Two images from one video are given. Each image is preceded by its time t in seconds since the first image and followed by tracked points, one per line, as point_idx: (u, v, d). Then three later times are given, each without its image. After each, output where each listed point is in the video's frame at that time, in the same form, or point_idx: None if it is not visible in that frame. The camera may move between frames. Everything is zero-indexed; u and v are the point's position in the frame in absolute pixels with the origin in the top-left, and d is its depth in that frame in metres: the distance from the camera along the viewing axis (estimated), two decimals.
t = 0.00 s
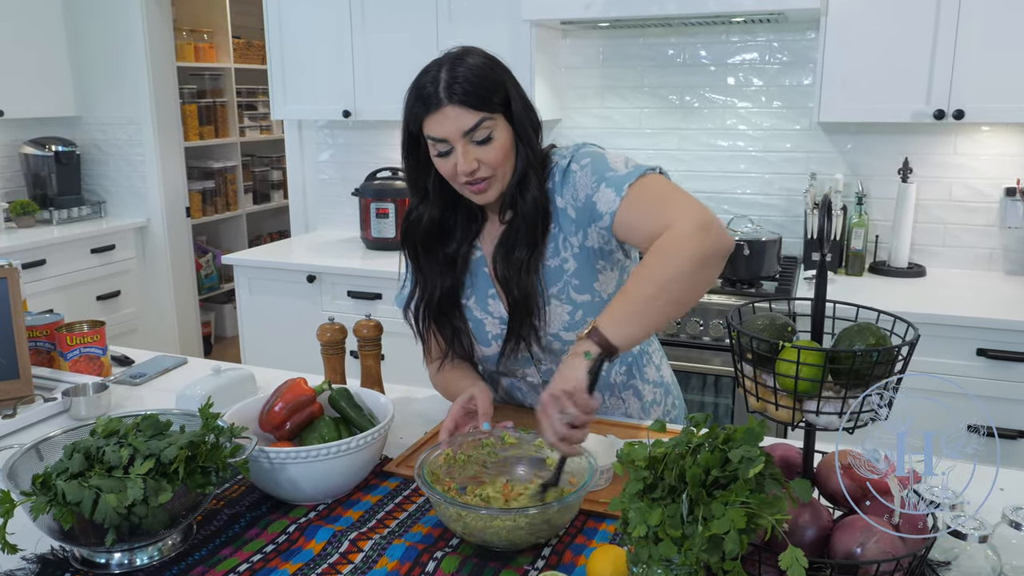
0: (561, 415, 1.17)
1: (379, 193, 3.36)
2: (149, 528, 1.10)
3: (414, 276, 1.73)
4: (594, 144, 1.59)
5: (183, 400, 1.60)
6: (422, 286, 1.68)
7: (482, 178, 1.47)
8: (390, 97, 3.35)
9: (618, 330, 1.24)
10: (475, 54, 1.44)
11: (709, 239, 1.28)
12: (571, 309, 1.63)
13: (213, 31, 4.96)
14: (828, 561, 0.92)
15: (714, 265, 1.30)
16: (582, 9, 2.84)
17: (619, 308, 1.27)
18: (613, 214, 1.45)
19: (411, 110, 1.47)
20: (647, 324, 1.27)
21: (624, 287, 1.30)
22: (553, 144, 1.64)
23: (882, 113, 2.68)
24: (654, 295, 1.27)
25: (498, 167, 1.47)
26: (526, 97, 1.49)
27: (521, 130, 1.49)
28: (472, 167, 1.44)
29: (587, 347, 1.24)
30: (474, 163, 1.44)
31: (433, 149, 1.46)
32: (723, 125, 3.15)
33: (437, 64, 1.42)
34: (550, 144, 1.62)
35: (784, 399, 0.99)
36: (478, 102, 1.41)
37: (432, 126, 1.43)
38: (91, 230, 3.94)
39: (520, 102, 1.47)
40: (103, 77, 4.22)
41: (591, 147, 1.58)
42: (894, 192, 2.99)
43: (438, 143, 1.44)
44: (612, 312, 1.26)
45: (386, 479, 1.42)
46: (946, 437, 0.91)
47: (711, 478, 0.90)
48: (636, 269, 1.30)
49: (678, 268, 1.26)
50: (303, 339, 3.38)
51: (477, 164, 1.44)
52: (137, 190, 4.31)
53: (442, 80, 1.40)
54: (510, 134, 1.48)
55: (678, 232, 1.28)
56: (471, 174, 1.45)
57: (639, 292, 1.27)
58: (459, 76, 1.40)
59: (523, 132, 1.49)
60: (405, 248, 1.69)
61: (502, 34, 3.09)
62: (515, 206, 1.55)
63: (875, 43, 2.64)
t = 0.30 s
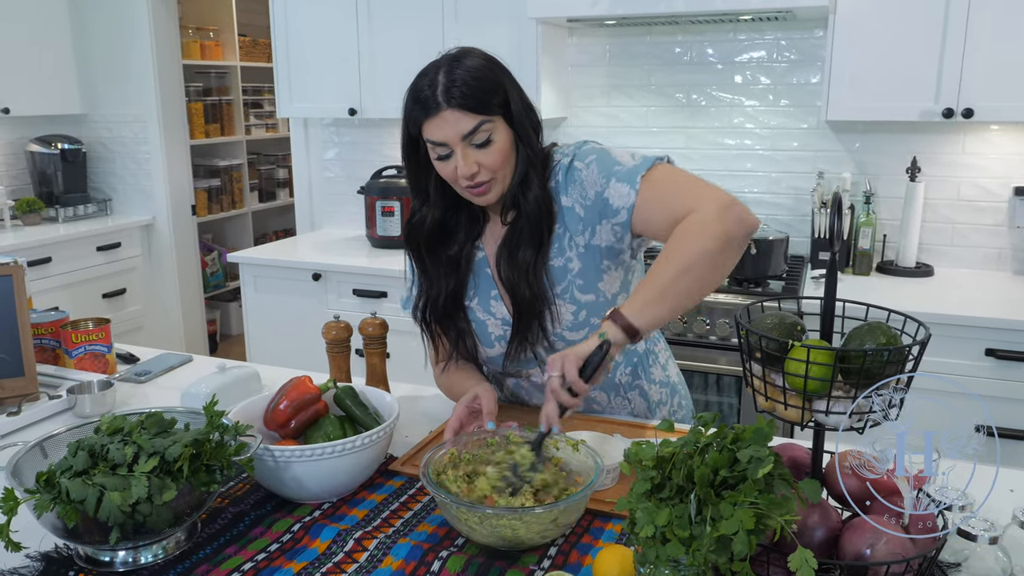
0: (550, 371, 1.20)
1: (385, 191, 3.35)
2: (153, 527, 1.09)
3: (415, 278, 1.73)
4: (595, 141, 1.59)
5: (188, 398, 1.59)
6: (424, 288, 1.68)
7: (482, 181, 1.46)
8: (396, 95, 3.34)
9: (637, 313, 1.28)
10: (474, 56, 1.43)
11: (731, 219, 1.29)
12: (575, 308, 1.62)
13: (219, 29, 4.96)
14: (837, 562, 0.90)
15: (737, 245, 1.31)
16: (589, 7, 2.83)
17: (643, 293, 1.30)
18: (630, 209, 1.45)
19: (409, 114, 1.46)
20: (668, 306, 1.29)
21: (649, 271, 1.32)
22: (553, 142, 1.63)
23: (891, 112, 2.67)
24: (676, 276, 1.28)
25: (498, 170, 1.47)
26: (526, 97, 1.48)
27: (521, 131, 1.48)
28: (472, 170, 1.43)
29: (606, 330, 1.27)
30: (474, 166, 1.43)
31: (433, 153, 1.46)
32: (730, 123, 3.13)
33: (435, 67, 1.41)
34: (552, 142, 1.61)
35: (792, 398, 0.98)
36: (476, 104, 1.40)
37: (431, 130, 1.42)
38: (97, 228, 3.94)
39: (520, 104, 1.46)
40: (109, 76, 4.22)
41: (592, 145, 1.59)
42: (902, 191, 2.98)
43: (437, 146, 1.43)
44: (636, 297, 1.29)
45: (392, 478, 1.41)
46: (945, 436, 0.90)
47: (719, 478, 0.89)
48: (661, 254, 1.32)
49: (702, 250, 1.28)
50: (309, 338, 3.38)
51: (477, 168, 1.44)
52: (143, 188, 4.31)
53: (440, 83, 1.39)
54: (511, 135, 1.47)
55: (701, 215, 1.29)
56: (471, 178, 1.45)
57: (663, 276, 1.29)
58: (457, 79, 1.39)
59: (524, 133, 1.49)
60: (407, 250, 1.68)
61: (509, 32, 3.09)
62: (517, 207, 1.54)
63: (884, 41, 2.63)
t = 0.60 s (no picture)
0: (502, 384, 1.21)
1: (387, 188, 3.35)
2: (153, 523, 1.09)
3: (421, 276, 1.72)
4: (608, 146, 1.57)
5: (188, 394, 1.59)
6: (430, 287, 1.67)
7: (491, 182, 1.46)
8: (398, 92, 3.34)
9: (605, 337, 1.27)
10: (483, 54, 1.42)
11: (719, 263, 1.28)
12: (582, 312, 1.63)
13: (222, 25, 4.95)
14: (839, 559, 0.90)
15: (719, 290, 1.30)
16: (592, 4, 2.82)
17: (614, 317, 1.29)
18: (628, 227, 1.42)
19: (418, 112, 1.46)
20: (640, 336, 1.28)
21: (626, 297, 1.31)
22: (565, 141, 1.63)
23: (894, 110, 2.66)
24: (652, 307, 1.27)
25: (507, 171, 1.46)
26: (535, 96, 1.48)
27: (530, 130, 1.47)
28: (481, 171, 1.42)
29: (572, 350, 1.27)
30: (483, 167, 1.43)
31: (441, 152, 1.45)
32: (734, 121, 3.12)
33: (444, 64, 1.41)
34: (562, 143, 1.60)
35: (795, 395, 0.97)
36: (486, 104, 1.39)
37: (440, 129, 1.41)
38: (98, 224, 3.94)
39: (529, 102, 1.46)
40: (111, 72, 4.22)
41: (604, 149, 1.57)
42: (905, 189, 2.97)
43: (446, 147, 1.43)
44: (606, 321, 1.29)
45: (393, 475, 1.41)
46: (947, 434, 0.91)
47: (721, 475, 0.88)
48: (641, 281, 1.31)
49: (685, 284, 1.26)
50: (310, 334, 3.37)
51: (486, 168, 1.43)
52: (144, 184, 4.31)
53: (449, 82, 1.38)
54: (519, 135, 1.46)
55: (690, 250, 1.28)
56: (480, 178, 1.44)
57: (638, 303, 1.28)
58: (466, 78, 1.38)
59: (532, 133, 1.48)
60: (413, 248, 1.68)
61: (511, 29, 3.08)
62: (525, 207, 1.54)
63: (887, 39, 2.62)
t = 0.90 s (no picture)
0: (556, 355, 1.17)
1: (385, 179, 3.34)
2: (154, 504, 1.09)
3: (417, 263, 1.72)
4: (593, 122, 1.58)
5: (188, 379, 1.59)
6: (426, 274, 1.67)
7: (484, 166, 1.45)
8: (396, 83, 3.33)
9: (629, 281, 1.25)
10: (472, 39, 1.42)
11: (727, 195, 1.30)
12: (578, 290, 1.61)
13: (219, 18, 4.93)
14: (840, 536, 0.90)
15: (731, 223, 1.31)
16: None
17: (634, 262, 1.27)
18: (622, 186, 1.45)
19: (409, 99, 1.46)
20: (661, 277, 1.27)
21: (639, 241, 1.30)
22: (552, 124, 1.62)
23: (893, 100, 2.66)
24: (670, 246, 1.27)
25: (500, 154, 1.46)
26: (525, 79, 1.47)
27: (521, 113, 1.46)
28: (474, 155, 1.42)
29: (598, 297, 1.22)
30: (476, 151, 1.42)
31: (434, 138, 1.45)
32: (732, 111, 3.12)
33: (433, 51, 1.40)
34: (552, 125, 1.60)
35: (797, 373, 0.97)
36: (476, 88, 1.39)
37: (431, 115, 1.41)
38: (95, 217, 3.93)
39: (519, 85, 1.45)
40: (108, 64, 4.21)
41: (591, 125, 1.58)
42: (903, 179, 2.97)
43: (438, 132, 1.43)
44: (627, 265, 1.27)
45: (394, 459, 1.41)
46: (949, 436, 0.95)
47: (723, 451, 0.88)
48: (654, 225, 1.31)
49: (697, 221, 1.27)
50: (309, 326, 3.37)
51: (479, 152, 1.43)
52: (142, 177, 4.30)
53: (439, 68, 1.38)
54: (511, 118, 1.46)
55: (696, 189, 1.30)
56: (473, 162, 1.44)
57: (654, 246, 1.28)
58: (455, 63, 1.38)
59: (524, 116, 1.48)
60: (408, 238, 1.67)
61: (510, 19, 3.07)
62: (518, 189, 1.53)
63: (886, 28, 2.62)
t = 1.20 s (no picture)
0: (570, 307, 1.19)
1: (387, 172, 3.33)
2: (150, 495, 1.08)
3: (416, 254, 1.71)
4: (603, 114, 1.58)
5: (188, 370, 1.57)
6: (426, 267, 1.66)
7: (486, 158, 1.44)
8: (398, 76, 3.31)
9: (653, 248, 1.25)
10: (473, 29, 1.40)
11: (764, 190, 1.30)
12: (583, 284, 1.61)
13: (220, 10, 4.89)
14: (845, 531, 0.88)
15: (760, 220, 1.31)
16: None
17: (660, 227, 1.27)
18: (650, 179, 1.43)
19: (409, 91, 1.44)
20: (683, 251, 1.27)
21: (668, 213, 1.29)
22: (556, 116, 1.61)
23: (898, 93, 2.64)
24: (697, 222, 1.26)
25: (502, 146, 1.44)
26: (527, 69, 1.45)
27: (523, 103, 1.45)
28: (476, 147, 1.41)
29: (617, 255, 1.25)
30: (477, 143, 1.41)
31: (435, 130, 1.43)
32: (736, 104, 3.10)
33: (433, 41, 1.38)
34: (556, 117, 1.59)
35: (802, 365, 0.96)
36: (477, 80, 1.37)
37: (432, 108, 1.39)
38: (97, 209, 3.92)
39: (520, 75, 1.43)
40: (109, 57, 4.19)
41: (600, 118, 1.58)
42: (908, 173, 2.95)
43: (439, 125, 1.41)
44: (653, 229, 1.27)
45: (393, 451, 1.39)
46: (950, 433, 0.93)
47: (727, 444, 0.87)
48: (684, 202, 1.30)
49: (730, 209, 1.27)
50: (310, 319, 3.36)
51: (480, 144, 1.41)
52: (143, 170, 4.29)
53: (439, 60, 1.36)
54: (513, 109, 1.44)
55: (733, 177, 1.29)
56: (475, 154, 1.42)
57: (684, 222, 1.27)
58: (456, 55, 1.36)
59: (525, 107, 1.46)
60: (408, 229, 1.66)
61: (513, 11, 3.05)
62: (522, 180, 1.52)
63: (892, 21, 2.59)
